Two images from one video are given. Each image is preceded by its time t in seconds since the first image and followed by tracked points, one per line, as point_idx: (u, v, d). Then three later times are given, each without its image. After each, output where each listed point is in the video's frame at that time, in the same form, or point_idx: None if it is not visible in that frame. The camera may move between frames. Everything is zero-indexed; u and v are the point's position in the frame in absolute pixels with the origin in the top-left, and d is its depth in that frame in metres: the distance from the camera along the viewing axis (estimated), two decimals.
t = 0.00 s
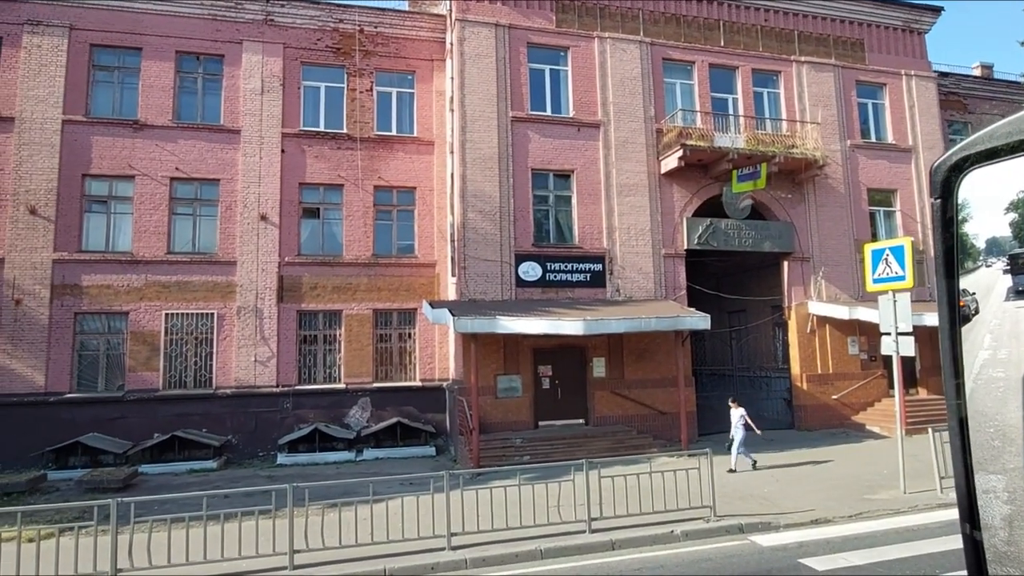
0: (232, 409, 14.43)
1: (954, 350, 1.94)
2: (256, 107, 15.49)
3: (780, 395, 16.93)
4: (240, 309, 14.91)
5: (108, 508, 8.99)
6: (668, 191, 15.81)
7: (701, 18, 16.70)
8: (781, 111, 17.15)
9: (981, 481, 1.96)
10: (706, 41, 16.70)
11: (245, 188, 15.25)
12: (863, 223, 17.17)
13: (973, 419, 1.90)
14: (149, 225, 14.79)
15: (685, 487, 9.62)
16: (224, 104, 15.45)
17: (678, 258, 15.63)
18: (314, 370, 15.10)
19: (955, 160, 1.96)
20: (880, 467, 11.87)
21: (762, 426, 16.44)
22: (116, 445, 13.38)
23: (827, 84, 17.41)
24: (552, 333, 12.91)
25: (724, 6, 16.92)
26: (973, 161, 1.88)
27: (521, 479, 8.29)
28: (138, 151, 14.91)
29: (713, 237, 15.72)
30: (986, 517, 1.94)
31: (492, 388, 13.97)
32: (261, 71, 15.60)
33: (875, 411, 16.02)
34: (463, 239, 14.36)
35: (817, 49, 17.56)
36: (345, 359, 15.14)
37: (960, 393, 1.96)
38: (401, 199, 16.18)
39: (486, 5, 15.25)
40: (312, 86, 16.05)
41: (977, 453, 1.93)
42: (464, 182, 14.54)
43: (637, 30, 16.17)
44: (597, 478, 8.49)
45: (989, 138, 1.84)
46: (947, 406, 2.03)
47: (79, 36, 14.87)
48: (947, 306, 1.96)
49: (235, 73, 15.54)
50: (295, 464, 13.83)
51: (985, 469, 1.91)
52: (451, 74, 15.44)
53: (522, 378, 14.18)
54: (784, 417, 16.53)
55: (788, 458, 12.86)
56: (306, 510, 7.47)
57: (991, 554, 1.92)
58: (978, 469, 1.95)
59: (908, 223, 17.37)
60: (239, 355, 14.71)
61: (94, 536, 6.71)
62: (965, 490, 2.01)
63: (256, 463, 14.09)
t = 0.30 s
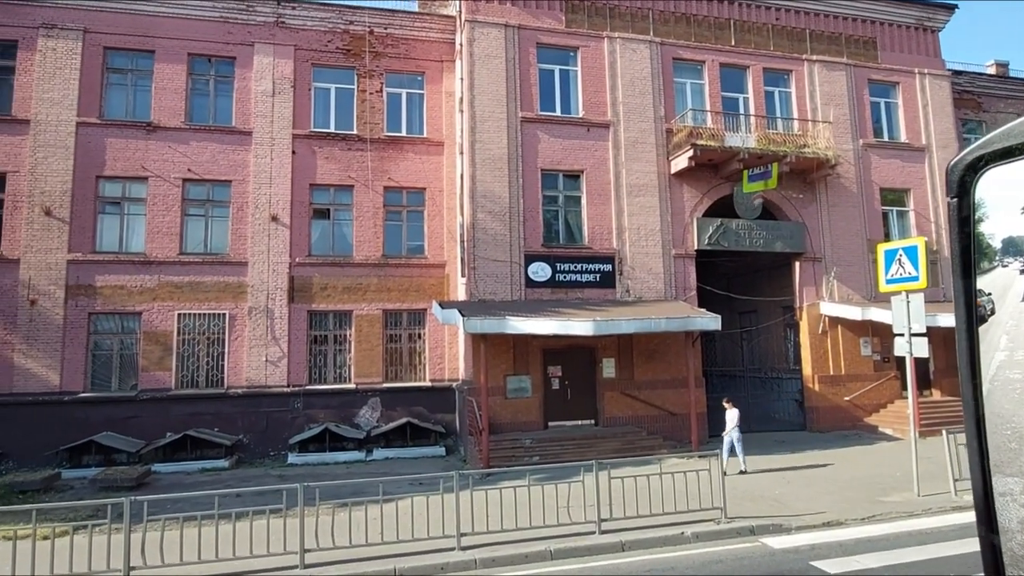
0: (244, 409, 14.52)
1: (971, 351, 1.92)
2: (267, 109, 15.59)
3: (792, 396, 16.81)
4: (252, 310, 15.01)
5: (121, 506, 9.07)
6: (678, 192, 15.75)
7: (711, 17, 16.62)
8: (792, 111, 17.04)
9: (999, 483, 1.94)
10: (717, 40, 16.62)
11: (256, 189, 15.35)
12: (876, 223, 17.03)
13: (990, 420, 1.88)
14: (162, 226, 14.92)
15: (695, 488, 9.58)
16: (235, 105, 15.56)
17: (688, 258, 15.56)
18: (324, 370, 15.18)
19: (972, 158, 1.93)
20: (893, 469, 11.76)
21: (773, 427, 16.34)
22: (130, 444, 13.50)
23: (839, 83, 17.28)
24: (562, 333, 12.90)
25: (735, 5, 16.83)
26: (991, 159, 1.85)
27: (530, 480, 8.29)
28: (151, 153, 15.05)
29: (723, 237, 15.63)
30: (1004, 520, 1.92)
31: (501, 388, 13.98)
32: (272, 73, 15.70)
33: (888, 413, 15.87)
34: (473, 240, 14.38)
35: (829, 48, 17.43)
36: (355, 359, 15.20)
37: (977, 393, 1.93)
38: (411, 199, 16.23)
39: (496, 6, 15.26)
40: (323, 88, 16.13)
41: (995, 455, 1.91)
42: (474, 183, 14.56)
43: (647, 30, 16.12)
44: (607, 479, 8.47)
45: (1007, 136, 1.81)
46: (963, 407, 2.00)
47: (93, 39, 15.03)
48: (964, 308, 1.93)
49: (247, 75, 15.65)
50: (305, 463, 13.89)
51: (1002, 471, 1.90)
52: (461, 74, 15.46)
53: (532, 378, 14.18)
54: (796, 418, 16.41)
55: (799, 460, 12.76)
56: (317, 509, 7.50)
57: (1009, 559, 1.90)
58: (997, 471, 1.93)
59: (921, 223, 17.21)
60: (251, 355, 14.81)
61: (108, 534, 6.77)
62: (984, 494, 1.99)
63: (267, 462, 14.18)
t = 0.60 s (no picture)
0: (261, 409, 14.66)
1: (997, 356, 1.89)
2: (284, 112, 15.73)
3: (809, 399, 16.62)
4: (269, 311, 15.15)
5: (141, 505, 9.19)
6: (694, 193, 15.64)
7: (728, 17, 16.51)
8: (810, 110, 16.86)
9: None
10: (733, 40, 16.50)
11: (273, 192, 15.49)
12: (895, 223, 16.79)
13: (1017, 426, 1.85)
14: (181, 228, 15.12)
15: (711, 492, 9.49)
16: (253, 109, 15.73)
17: (704, 259, 15.45)
18: (340, 371, 15.28)
19: (999, 160, 1.89)
20: (914, 474, 11.57)
21: (790, 430, 16.16)
22: (149, 443, 13.68)
23: (857, 82, 17.07)
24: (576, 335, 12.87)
25: (752, 5, 16.71)
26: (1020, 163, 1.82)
27: (544, 482, 8.27)
28: (171, 156, 15.26)
29: (740, 239, 15.50)
30: None
31: (516, 390, 13.97)
32: (289, 77, 15.84)
33: (908, 416, 15.63)
34: (487, 241, 14.39)
35: (847, 47, 17.23)
36: (371, 360, 15.29)
37: (1003, 399, 1.90)
38: (426, 201, 16.30)
39: (511, 8, 15.28)
40: (339, 91, 16.25)
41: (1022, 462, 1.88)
42: (489, 185, 14.58)
43: (663, 30, 16.04)
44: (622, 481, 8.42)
45: None
46: (989, 412, 1.98)
47: (115, 45, 15.28)
48: (990, 313, 1.90)
49: (264, 79, 15.81)
50: (321, 463, 14.00)
51: None
52: (476, 76, 15.49)
53: (547, 380, 14.16)
54: (813, 422, 16.22)
55: (818, 463, 12.61)
56: (332, 510, 7.54)
57: None
58: None
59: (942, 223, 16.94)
60: (268, 356, 14.94)
61: (127, 532, 6.85)
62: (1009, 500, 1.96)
63: (284, 462, 14.29)
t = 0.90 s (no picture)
0: (302, 412, 14.97)
1: None
2: (325, 121, 16.07)
3: (856, 406, 16.10)
4: (310, 315, 15.47)
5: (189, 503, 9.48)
6: (734, 195, 15.37)
7: (767, 15, 16.25)
8: (855, 109, 16.41)
9: None
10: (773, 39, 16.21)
11: (314, 198, 15.83)
12: (946, 224, 16.19)
13: None
14: (226, 234, 15.58)
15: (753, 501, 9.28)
16: (295, 118, 16.12)
17: (745, 263, 15.15)
18: (378, 375, 15.51)
19: None
20: (968, 485, 11.10)
21: (836, 438, 15.68)
22: (196, 443, 14.11)
23: (905, 79, 16.54)
24: (613, 340, 12.77)
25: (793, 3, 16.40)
26: None
27: (581, 488, 8.21)
28: (217, 165, 15.75)
29: (781, 241, 15.14)
30: None
31: (552, 395, 13.93)
32: (329, 86, 16.19)
33: (962, 424, 15.02)
34: (524, 245, 14.41)
35: (894, 43, 16.77)
36: (409, 363, 15.48)
37: None
38: (462, 206, 16.44)
39: (547, 12, 15.31)
40: (377, 99, 16.54)
41: None
42: (525, 189, 14.61)
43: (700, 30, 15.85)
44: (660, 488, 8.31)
45: None
46: None
47: (165, 59, 15.88)
48: None
49: (306, 88, 16.19)
50: (360, 465, 14.21)
51: None
52: (512, 81, 15.56)
53: (583, 385, 14.07)
54: (861, 430, 15.71)
55: (864, 473, 12.21)
56: (370, 512, 7.64)
57: None
58: None
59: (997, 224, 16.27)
60: (309, 359, 15.27)
61: (177, 529, 7.07)
62: None
63: (324, 464, 14.55)
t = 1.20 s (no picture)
0: (341, 422, 15.19)
1: None
2: (362, 136, 16.40)
3: (906, 419, 15.53)
4: (349, 327, 15.73)
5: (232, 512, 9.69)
6: (773, 202, 15.08)
7: (805, 19, 15.94)
8: (899, 112, 15.95)
9: None
10: (812, 42, 15.89)
11: (352, 212, 16.14)
12: (999, 229, 15.56)
13: None
14: (268, 248, 15.99)
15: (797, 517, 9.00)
16: (334, 134, 16.50)
17: (785, 271, 14.83)
18: (415, 385, 15.65)
19: None
20: None
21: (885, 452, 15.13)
22: (240, 453, 14.45)
23: (952, 80, 16.01)
24: (651, 350, 12.63)
25: (831, 6, 16.06)
26: None
27: (619, 501, 8.09)
28: (259, 181, 16.21)
29: (823, 249, 14.77)
30: None
31: (589, 406, 13.82)
32: (367, 102, 16.53)
33: (1020, 438, 14.33)
34: (559, 256, 14.40)
35: (940, 43, 16.23)
36: (445, 374, 15.58)
37: None
38: (497, 217, 16.54)
39: (580, 24, 15.36)
40: (413, 113, 16.81)
41: None
42: (559, 200, 14.62)
43: (736, 37, 15.66)
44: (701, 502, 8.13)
45: None
46: None
47: (210, 81, 16.47)
48: None
49: (344, 105, 16.57)
50: (398, 476, 14.32)
51: None
52: (545, 93, 15.63)
53: (620, 396, 13.93)
54: (911, 443, 15.13)
55: (915, 488, 11.74)
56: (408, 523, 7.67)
57: None
58: None
59: None
60: (348, 370, 15.50)
61: (221, 537, 7.21)
62: None
63: (363, 474, 14.72)
